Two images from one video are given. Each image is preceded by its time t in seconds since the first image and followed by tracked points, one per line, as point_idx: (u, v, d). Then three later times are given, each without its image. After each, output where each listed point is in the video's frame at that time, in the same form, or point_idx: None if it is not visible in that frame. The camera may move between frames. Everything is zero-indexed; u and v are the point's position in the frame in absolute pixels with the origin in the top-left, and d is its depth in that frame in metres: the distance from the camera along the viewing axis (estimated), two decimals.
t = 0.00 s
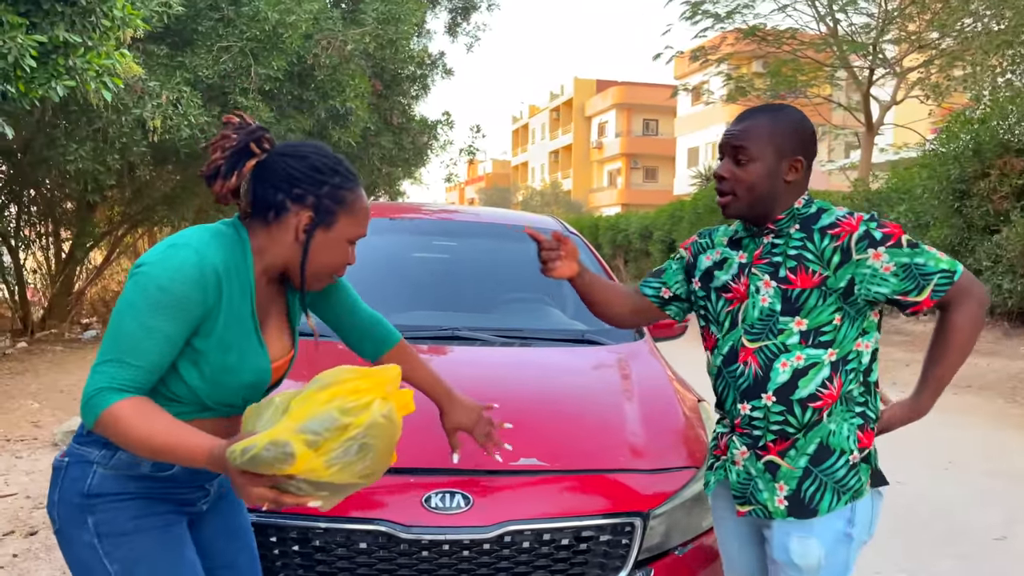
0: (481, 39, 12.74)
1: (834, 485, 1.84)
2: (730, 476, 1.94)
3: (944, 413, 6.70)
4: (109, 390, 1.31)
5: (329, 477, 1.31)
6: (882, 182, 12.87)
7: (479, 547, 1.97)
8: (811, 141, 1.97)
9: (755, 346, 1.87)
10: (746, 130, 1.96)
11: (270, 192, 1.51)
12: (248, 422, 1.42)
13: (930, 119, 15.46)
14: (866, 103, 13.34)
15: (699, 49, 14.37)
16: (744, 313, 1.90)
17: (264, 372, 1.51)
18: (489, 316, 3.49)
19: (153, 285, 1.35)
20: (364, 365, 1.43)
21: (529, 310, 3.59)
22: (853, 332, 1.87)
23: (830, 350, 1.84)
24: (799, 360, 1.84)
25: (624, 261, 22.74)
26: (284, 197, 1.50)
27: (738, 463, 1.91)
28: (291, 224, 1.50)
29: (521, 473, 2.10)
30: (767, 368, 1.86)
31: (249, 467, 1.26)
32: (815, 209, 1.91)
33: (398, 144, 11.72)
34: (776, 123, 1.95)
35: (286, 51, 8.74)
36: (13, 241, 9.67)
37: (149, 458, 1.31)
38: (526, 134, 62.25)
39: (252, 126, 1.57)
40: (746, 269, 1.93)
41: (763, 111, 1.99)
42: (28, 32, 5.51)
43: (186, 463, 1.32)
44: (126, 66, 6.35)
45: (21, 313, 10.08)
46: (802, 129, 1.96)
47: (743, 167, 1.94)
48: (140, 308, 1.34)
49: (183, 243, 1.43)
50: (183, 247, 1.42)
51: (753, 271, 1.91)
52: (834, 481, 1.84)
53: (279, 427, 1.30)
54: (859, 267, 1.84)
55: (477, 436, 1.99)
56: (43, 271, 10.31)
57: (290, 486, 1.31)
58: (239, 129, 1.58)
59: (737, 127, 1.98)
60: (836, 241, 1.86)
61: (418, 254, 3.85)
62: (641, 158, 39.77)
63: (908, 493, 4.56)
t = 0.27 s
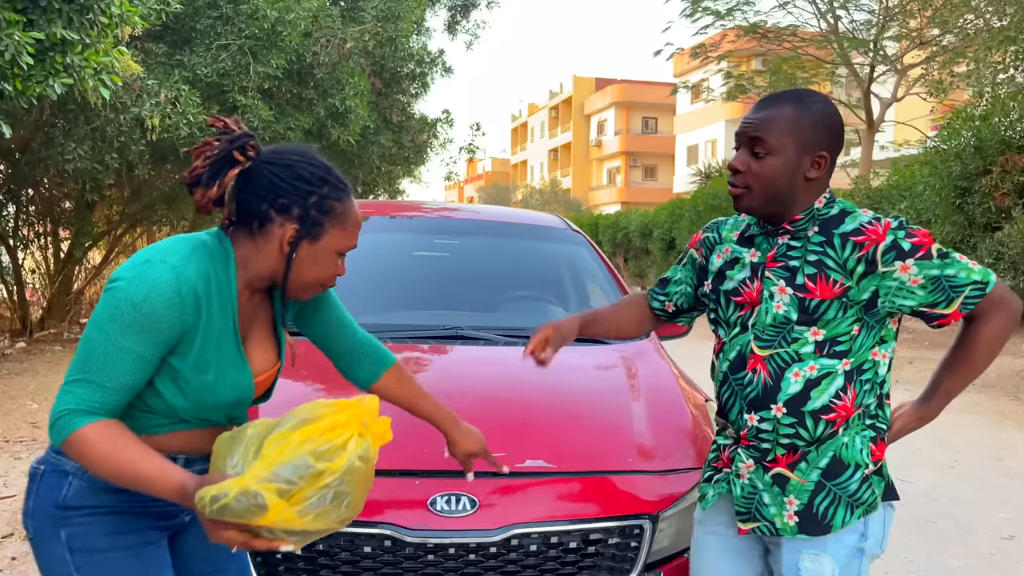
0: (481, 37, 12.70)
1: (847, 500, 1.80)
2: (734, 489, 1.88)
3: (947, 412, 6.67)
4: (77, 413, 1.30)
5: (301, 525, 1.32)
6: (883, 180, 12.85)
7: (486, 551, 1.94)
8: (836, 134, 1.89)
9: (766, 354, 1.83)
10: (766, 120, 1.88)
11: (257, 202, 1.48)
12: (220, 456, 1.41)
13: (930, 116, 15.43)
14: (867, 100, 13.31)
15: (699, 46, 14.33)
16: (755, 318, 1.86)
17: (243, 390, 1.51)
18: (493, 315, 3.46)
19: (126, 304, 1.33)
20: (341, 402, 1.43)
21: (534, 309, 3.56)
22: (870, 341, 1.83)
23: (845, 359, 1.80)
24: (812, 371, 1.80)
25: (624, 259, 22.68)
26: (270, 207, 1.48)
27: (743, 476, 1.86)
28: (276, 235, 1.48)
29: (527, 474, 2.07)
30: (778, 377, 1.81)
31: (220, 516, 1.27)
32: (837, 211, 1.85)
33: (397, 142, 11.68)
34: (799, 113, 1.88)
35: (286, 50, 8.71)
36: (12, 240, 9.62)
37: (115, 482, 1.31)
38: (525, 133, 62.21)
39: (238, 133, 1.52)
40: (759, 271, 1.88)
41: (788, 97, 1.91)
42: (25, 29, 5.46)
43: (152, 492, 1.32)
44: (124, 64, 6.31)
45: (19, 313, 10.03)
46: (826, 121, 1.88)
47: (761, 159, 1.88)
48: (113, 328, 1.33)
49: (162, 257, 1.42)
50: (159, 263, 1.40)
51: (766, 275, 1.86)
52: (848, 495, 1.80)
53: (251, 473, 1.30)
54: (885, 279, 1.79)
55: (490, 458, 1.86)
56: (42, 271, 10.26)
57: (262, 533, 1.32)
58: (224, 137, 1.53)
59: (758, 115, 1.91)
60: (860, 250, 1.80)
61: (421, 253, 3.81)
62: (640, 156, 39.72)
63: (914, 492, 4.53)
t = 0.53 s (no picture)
0: (483, 34, 12.63)
1: (866, 514, 1.75)
2: (747, 499, 1.83)
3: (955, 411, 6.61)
4: (41, 428, 1.28)
5: (288, 546, 1.32)
6: (888, 177, 12.77)
7: (499, 559, 1.90)
8: (853, 130, 1.83)
9: (778, 364, 1.77)
10: (781, 116, 1.82)
11: (241, 208, 1.44)
12: (197, 475, 1.42)
13: (935, 113, 15.36)
14: (871, 98, 13.24)
15: (702, 44, 14.26)
16: (767, 325, 1.81)
17: (220, 405, 1.47)
18: (500, 316, 3.41)
19: (96, 314, 1.29)
20: (322, 414, 1.42)
21: (541, 309, 3.52)
22: (890, 349, 1.76)
23: (862, 368, 1.73)
24: (827, 381, 1.74)
25: (627, 257, 22.60)
26: (255, 212, 1.43)
27: (756, 486, 1.81)
28: (263, 243, 1.43)
29: (541, 479, 2.03)
30: (791, 388, 1.75)
31: (202, 539, 1.27)
32: (852, 212, 1.78)
33: (399, 140, 11.62)
34: (815, 108, 1.82)
35: (287, 48, 8.66)
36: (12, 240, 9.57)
37: (76, 498, 1.29)
38: (526, 132, 62.12)
39: (218, 133, 1.47)
40: (772, 276, 1.82)
41: (803, 92, 1.85)
42: (25, 27, 5.43)
43: (115, 512, 1.30)
44: (126, 62, 6.27)
45: (20, 313, 9.98)
46: (842, 118, 1.82)
47: (775, 159, 1.82)
48: (81, 339, 1.29)
49: (138, 263, 1.37)
50: (134, 268, 1.35)
51: (779, 281, 1.80)
52: (867, 511, 1.75)
53: (233, 494, 1.31)
54: (902, 285, 1.73)
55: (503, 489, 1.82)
56: (43, 271, 10.21)
57: (245, 554, 1.32)
58: (202, 140, 1.48)
59: (771, 110, 1.84)
60: (876, 254, 1.74)
61: (424, 252, 3.77)
62: (642, 154, 39.64)
63: (925, 493, 4.48)
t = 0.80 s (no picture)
0: (488, 32, 12.58)
1: (883, 510, 1.74)
2: (760, 508, 1.82)
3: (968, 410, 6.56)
4: (28, 426, 1.25)
5: (282, 547, 1.30)
6: (896, 175, 12.70)
7: (518, 564, 1.87)
8: (839, 122, 1.83)
9: (783, 365, 1.77)
10: (766, 116, 1.82)
11: (250, 219, 1.39)
12: (189, 472, 1.38)
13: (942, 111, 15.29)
14: (878, 95, 13.17)
15: (708, 41, 14.20)
16: (767, 327, 1.81)
17: (219, 415, 1.44)
18: (513, 316, 3.38)
19: (92, 314, 1.26)
20: (323, 413, 1.40)
21: (554, 308, 3.49)
22: (896, 341, 1.75)
23: (868, 363, 1.74)
24: (834, 378, 1.74)
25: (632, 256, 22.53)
26: (265, 224, 1.39)
27: (768, 493, 1.80)
28: (275, 255, 1.39)
29: (558, 482, 2.01)
30: (799, 388, 1.75)
31: (192, 538, 1.24)
32: (842, 207, 1.78)
33: (405, 139, 11.58)
34: (799, 106, 1.82)
35: (293, 46, 8.63)
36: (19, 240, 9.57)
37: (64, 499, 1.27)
38: (531, 130, 62.04)
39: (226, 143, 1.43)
40: (767, 277, 1.83)
41: (786, 90, 1.85)
42: (33, 25, 5.41)
43: (106, 513, 1.28)
44: (132, 60, 6.24)
45: (27, 313, 9.98)
46: (827, 111, 1.82)
47: (764, 158, 1.82)
48: (74, 339, 1.25)
49: (139, 264, 1.34)
50: (133, 269, 1.32)
51: (775, 281, 1.81)
52: (882, 505, 1.74)
53: (228, 491, 1.28)
54: (897, 274, 1.72)
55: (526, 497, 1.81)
56: (49, 271, 10.20)
57: (237, 556, 1.31)
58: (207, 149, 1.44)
59: (756, 111, 1.85)
60: (869, 245, 1.74)
61: (433, 251, 3.73)
62: (647, 152, 39.56)
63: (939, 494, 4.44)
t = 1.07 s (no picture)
0: (496, 30, 12.56)
1: (895, 509, 1.75)
2: (773, 507, 1.82)
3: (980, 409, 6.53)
4: (40, 426, 1.25)
5: (292, 549, 1.30)
6: (906, 172, 12.64)
7: (534, 564, 1.86)
8: (831, 119, 1.85)
9: (789, 360, 1.79)
10: (759, 118, 1.85)
11: (279, 230, 1.37)
12: (200, 475, 1.38)
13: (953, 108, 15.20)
14: (888, 91, 13.10)
15: (717, 38, 14.15)
16: (772, 321, 1.83)
17: (236, 424, 1.44)
18: (524, 315, 3.37)
19: (110, 316, 1.27)
20: (334, 417, 1.40)
21: (565, 307, 3.49)
22: (904, 339, 1.76)
23: (875, 359, 1.75)
24: (841, 373, 1.75)
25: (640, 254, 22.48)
26: (293, 235, 1.37)
27: (780, 493, 1.81)
28: (301, 265, 1.37)
29: (573, 482, 2.00)
30: (805, 383, 1.77)
31: (201, 539, 1.25)
32: (841, 202, 1.80)
33: (414, 137, 11.58)
34: (790, 107, 1.84)
35: (302, 44, 8.64)
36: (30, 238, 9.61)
37: (74, 499, 1.27)
38: (538, 128, 61.98)
39: (258, 154, 1.41)
40: (772, 272, 1.85)
41: (773, 94, 1.88)
42: (44, 24, 5.43)
43: (117, 515, 1.28)
44: (143, 59, 6.27)
45: (38, 311, 10.02)
46: (819, 110, 1.85)
47: (759, 159, 1.84)
48: (91, 339, 1.26)
49: (160, 267, 1.34)
50: (153, 272, 1.33)
51: (780, 275, 1.83)
52: (893, 502, 1.75)
53: (237, 492, 1.28)
54: (898, 264, 1.73)
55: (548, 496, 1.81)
56: (59, 269, 10.25)
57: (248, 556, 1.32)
58: (238, 158, 1.42)
59: (749, 114, 1.87)
60: (868, 236, 1.76)
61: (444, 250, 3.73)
62: (654, 149, 39.47)
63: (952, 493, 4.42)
